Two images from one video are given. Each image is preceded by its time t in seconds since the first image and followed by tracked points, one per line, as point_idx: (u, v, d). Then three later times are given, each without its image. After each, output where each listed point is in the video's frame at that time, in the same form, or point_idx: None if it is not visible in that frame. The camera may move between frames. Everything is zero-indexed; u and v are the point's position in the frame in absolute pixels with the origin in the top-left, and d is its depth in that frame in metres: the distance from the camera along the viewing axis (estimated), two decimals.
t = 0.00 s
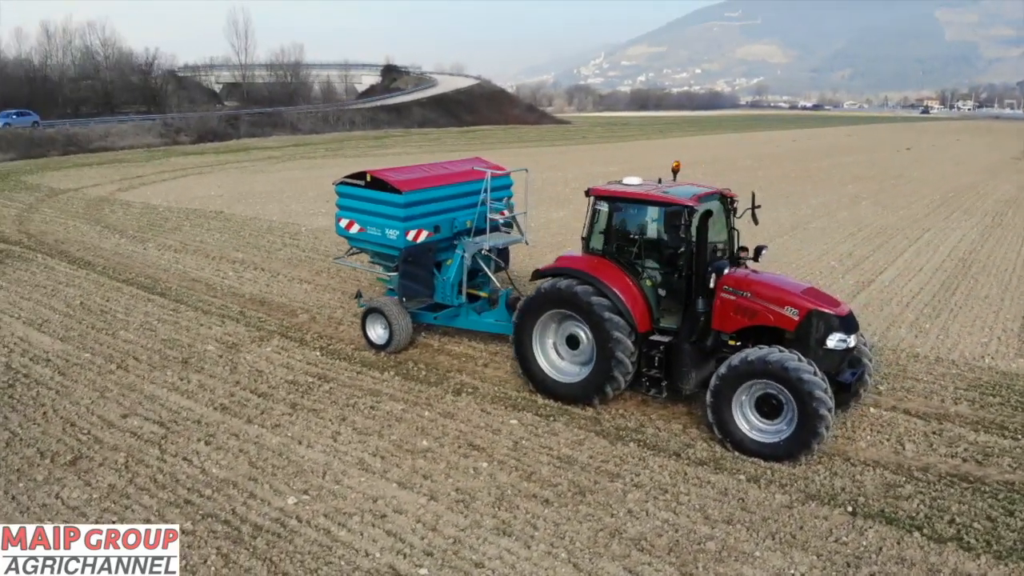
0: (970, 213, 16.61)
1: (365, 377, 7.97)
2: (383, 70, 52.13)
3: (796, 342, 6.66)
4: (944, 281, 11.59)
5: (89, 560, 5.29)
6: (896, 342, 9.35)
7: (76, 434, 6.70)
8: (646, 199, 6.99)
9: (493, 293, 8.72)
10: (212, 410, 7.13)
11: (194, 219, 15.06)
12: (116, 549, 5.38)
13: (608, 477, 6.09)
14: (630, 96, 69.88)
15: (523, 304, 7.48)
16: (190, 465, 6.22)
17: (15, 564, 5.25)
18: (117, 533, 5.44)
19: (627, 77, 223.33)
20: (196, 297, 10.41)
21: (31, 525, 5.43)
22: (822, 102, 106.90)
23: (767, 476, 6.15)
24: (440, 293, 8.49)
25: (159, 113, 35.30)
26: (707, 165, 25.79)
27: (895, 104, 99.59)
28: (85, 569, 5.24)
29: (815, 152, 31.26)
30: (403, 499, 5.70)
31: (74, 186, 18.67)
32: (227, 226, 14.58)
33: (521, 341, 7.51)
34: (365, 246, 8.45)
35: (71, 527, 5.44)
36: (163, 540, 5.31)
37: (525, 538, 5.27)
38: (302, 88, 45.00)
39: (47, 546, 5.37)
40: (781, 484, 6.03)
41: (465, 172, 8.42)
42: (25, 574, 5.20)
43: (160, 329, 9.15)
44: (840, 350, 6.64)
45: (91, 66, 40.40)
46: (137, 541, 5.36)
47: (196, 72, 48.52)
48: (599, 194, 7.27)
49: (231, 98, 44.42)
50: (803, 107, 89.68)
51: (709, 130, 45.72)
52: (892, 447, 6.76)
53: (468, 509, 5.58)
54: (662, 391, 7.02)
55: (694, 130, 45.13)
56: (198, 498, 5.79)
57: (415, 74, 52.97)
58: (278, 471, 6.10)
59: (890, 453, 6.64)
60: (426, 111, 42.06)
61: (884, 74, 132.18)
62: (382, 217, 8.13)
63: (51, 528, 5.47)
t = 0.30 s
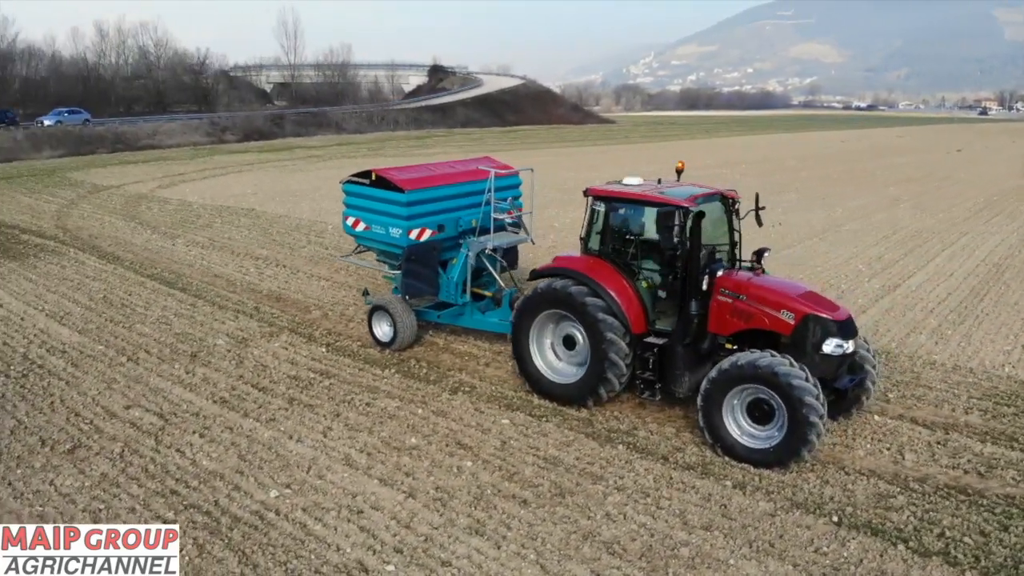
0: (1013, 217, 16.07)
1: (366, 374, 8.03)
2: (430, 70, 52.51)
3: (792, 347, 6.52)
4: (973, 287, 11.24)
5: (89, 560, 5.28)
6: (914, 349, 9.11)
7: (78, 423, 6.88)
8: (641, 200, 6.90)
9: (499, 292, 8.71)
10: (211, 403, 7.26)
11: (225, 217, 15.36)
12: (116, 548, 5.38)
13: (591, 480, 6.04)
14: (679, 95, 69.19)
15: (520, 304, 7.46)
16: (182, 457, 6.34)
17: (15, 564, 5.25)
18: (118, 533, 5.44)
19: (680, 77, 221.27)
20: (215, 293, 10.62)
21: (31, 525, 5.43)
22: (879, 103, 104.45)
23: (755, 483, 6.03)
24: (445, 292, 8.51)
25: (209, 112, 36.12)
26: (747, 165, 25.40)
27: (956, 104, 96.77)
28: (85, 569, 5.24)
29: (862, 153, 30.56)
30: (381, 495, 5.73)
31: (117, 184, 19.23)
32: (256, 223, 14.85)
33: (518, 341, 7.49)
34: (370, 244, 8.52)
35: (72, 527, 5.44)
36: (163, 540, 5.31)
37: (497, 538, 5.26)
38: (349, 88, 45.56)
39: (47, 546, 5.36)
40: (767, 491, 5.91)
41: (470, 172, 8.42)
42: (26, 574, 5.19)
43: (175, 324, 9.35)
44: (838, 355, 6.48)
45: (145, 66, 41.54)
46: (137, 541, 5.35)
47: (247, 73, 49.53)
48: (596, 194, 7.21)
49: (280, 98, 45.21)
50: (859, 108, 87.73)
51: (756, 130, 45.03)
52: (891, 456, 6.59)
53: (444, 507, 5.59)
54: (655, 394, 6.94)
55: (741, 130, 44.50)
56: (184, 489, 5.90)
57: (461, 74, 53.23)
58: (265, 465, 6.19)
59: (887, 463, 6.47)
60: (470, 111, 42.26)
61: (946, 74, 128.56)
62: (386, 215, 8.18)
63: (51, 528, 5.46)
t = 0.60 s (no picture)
0: None
1: (368, 370, 8.10)
2: (478, 70, 52.72)
3: (788, 351, 6.38)
4: (1005, 293, 10.86)
5: (89, 560, 5.28)
6: (933, 356, 8.84)
7: (82, 413, 7.07)
8: (636, 201, 6.83)
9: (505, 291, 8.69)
10: (212, 396, 7.40)
11: (257, 214, 15.65)
12: (116, 549, 5.38)
13: (574, 481, 6.00)
14: (731, 94, 68.25)
15: (518, 303, 7.43)
16: (176, 448, 6.48)
17: (16, 564, 5.24)
18: (118, 533, 5.44)
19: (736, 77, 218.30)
20: (235, 288, 10.82)
21: (31, 525, 5.42)
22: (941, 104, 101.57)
23: (741, 489, 5.92)
24: (450, 290, 8.52)
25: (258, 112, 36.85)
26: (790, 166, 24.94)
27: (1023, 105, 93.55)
28: (85, 569, 5.24)
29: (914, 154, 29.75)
30: (361, 491, 5.78)
31: (159, 181, 19.74)
32: (286, 220, 15.11)
33: (516, 340, 7.48)
34: (377, 242, 8.59)
35: (72, 527, 5.43)
36: (163, 540, 5.31)
37: (468, 537, 5.27)
38: (396, 88, 46.00)
39: (47, 546, 5.36)
40: (752, 498, 5.80)
41: (477, 171, 8.43)
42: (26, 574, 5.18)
43: (191, 318, 9.55)
44: (834, 361, 6.31)
45: (198, 65, 42.57)
46: (137, 541, 5.35)
47: (298, 73, 50.41)
48: (594, 195, 7.16)
49: (328, 97, 45.89)
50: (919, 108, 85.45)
51: (807, 130, 44.17)
52: (889, 466, 6.41)
53: (421, 505, 5.62)
54: (649, 397, 6.89)
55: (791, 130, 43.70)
56: (174, 479, 6.02)
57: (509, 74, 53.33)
58: (254, 458, 6.29)
59: (884, 473, 6.30)
60: (515, 111, 42.33)
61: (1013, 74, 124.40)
62: (392, 213, 8.23)
63: (51, 528, 5.46)
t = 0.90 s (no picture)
0: None
1: (371, 367, 8.16)
2: (526, 70, 52.74)
3: (783, 356, 6.24)
4: None
5: (89, 560, 5.25)
6: (952, 363, 8.56)
7: (89, 402, 7.27)
8: (632, 202, 6.75)
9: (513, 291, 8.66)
10: (216, 389, 7.55)
11: (290, 212, 15.91)
12: (116, 549, 5.34)
13: (557, 483, 5.96)
14: (786, 94, 67.03)
15: (517, 303, 7.41)
16: (173, 439, 6.62)
17: (16, 564, 5.21)
18: (118, 533, 5.40)
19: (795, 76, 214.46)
20: (256, 284, 11.02)
21: (31, 525, 5.38)
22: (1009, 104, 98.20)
23: (725, 496, 5.82)
24: (457, 289, 8.53)
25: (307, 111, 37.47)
26: (836, 167, 24.40)
27: None
28: (85, 569, 5.21)
29: (969, 156, 28.82)
30: (343, 487, 5.84)
31: (202, 178, 20.22)
32: (317, 218, 15.34)
33: (515, 341, 7.45)
34: (385, 240, 8.65)
35: (72, 526, 5.40)
36: (163, 541, 5.28)
37: (441, 535, 5.28)
38: (444, 87, 46.31)
39: (47, 546, 5.33)
40: (735, 505, 5.69)
41: (484, 170, 8.42)
42: (25, 574, 5.15)
43: (209, 313, 9.76)
44: (829, 367, 6.17)
45: (251, 65, 43.48)
46: (137, 541, 5.31)
47: (349, 73, 51.11)
48: (592, 195, 7.08)
49: (377, 97, 46.43)
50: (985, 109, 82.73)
51: (862, 130, 43.14)
52: (887, 476, 6.23)
53: (400, 502, 5.64)
54: (642, 399, 6.84)
55: (845, 130, 42.72)
56: (166, 469, 6.14)
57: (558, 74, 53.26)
58: (245, 451, 6.39)
59: (879, 483, 6.14)
60: (562, 110, 42.26)
61: None
62: (398, 212, 8.27)
63: (51, 527, 5.42)
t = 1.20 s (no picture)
0: None
1: (376, 364, 8.21)
2: (577, 69, 52.56)
3: (778, 362, 6.09)
4: None
5: (89, 560, 5.25)
6: (973, 373, 8.24)
7: (100, 392, 7.48)
8: (628, 202, 6.67)
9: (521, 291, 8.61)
10: (222, 382, 7.69)
11: (323, 211, 16.15)
12: (116, 549, 5.35)
13: (540, 485, 5.93)
14: (845, 93, 65.51)
15: (516, 303, 7.38)
16: (172, 431, 6.76)
17: (16, 564, 5.22)
18: (118, 533, 5.41)
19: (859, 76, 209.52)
20: (279, 280, 11.20)
21: (31, 524, 5.40)
22: None
23: (710, 503, 5.72)
24: (465, 288, 8.52)
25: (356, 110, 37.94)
26: (886, 168, 23.75)
27: None
28: (85, 569, 5.21)
29: None
30: (327, 482, 5.89)
31: (245, 176, 20.63)
32: (349, 217, 15.52)
33: (514, 341, 7.42)
34: (394, 238, 8.70)
35: (72, 526, 5.41)
36: (163, 541, 5.28)
37: (416, 532, 5.30)
38: (493, 86, 46.45)
39: (47, 546, 5.34)
40: (718, 513, 5.59)
41: (493, 171, 8.42)
42: (26, 574, 5.16)
43: (229, 308, 9.95)
44: (824, 373, 6.00)
45: (304, 64, 44.21)
46: (136, 541, 5.32)
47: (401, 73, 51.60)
48: (591, 195, 7.03)
49: (427, 97, 46.78)
50: None
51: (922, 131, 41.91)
52: (883, 488, 6.04)
53: (380, 499, 5.67)
54: (636, 401, 6.80)
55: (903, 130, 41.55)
56: (160, 460, 6.28)
57: (609, 72, 52.95)
58: (240, 444, 6.50)
59: (875, 495, 5.96)
60: (610, 110, 42.01)
61: None
62: (405, 211, 8.31)
63: (51, 528, 5.43)
